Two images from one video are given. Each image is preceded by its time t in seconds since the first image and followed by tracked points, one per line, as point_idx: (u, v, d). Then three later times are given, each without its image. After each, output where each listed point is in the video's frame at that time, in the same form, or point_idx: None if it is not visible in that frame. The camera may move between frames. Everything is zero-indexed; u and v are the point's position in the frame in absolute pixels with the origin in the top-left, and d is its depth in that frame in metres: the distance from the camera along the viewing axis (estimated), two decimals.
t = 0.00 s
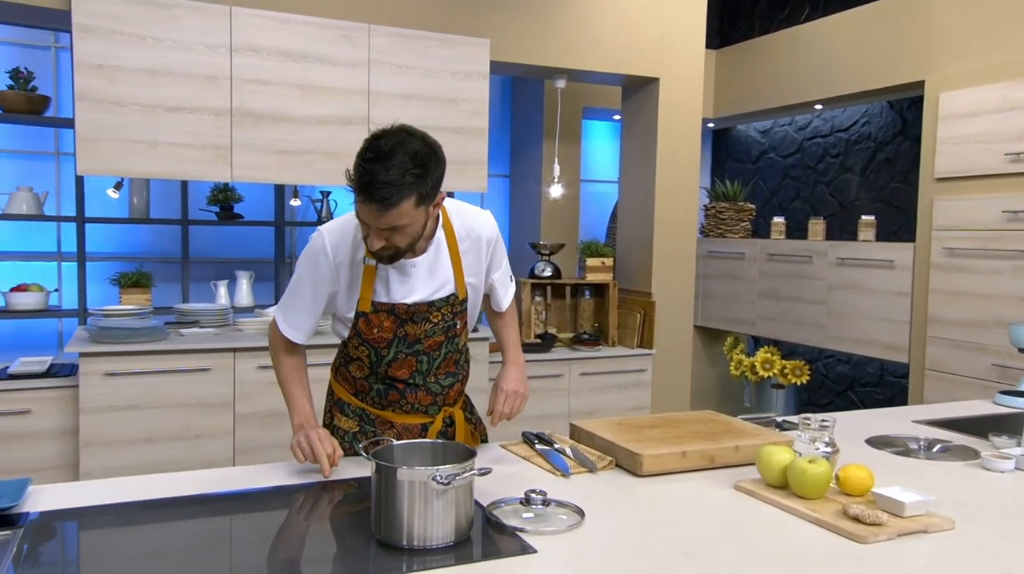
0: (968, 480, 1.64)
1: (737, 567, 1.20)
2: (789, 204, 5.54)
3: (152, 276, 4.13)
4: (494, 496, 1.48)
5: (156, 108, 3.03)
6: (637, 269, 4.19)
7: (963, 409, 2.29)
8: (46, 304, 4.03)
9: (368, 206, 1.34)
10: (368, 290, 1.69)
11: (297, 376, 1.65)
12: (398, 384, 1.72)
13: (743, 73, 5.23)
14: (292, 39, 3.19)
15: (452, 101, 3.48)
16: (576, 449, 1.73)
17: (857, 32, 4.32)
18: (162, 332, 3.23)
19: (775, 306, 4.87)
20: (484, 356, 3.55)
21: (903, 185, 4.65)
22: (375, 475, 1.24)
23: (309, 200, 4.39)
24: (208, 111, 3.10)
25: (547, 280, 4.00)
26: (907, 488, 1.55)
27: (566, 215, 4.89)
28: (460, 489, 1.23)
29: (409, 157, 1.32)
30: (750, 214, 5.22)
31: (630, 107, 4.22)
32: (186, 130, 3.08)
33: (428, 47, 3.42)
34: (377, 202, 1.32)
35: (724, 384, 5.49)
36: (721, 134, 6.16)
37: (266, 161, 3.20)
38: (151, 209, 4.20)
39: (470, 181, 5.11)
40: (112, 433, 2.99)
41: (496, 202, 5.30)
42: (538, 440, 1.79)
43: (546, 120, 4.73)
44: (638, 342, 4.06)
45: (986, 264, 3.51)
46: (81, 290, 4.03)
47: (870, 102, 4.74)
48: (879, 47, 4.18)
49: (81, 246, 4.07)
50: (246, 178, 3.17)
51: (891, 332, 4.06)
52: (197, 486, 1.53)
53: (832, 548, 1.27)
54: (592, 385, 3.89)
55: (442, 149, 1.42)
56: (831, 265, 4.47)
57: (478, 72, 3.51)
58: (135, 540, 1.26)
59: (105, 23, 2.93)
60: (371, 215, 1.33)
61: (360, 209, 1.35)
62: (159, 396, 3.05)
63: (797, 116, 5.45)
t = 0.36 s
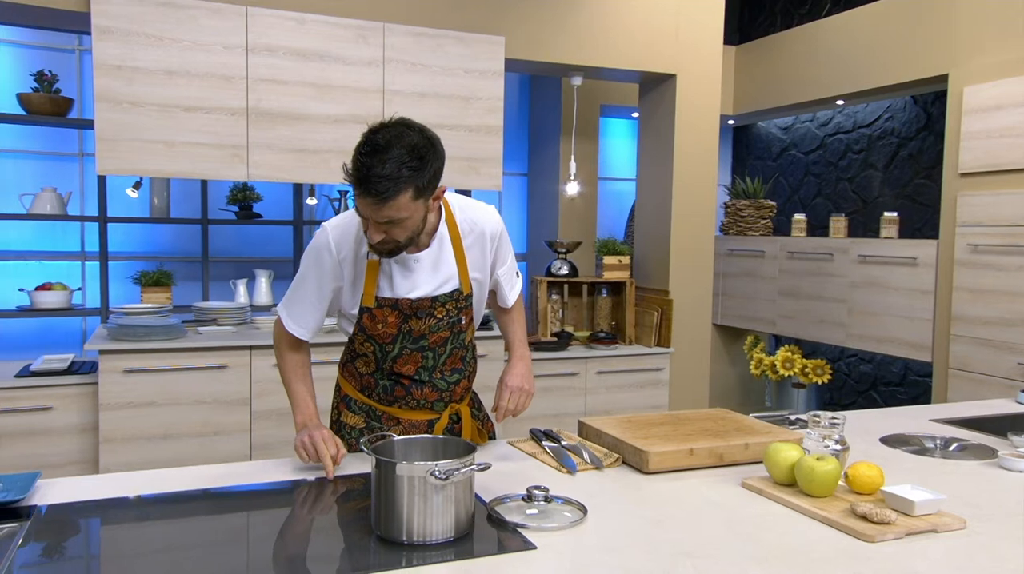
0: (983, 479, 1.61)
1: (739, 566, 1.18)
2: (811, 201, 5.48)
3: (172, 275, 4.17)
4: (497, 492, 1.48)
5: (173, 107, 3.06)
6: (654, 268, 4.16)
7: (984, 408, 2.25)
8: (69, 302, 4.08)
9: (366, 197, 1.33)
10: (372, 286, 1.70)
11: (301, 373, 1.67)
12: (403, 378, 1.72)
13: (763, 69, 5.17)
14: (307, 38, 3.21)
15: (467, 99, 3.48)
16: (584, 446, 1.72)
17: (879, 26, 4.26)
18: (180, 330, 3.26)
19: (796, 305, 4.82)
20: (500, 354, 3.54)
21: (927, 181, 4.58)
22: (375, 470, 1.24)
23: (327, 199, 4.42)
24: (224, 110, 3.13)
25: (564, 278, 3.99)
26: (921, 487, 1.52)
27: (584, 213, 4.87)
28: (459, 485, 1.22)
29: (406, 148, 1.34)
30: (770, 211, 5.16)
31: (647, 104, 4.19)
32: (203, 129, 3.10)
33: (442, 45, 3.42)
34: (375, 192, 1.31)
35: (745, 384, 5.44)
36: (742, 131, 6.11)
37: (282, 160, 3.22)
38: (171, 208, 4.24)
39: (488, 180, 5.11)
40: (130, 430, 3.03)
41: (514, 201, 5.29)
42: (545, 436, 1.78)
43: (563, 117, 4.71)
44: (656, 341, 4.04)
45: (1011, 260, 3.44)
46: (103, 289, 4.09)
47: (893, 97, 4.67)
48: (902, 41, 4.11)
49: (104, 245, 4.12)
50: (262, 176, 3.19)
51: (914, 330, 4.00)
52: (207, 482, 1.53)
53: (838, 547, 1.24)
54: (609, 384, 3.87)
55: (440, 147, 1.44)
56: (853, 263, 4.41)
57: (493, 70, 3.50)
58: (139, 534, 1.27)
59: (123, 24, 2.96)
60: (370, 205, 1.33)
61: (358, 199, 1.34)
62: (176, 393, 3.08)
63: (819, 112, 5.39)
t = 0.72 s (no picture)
0: (1002, 481, 1.57)
1: (744, 565, 1.16)
2: (836, 199, 5.41)
3: (196, 275, 4.22)
4: (503, 490, 1.47)
5: (194, 109, 3.10)
6: (675, 267, 4.13)
7: (1007, 409, 2.20)
8: (97, 302, 4.15)
9: (385, 149, 1.40)
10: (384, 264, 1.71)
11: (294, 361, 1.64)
12: (413, 367, 1.73)
13: (788, 66, 5.11)
14: (326, 40, 3.24)
15: (485, 99, 3.48)
16: (593, 445, 1.71)
17: (905, 21, 4.19)
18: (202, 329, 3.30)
19: (821, 304, 4.76)
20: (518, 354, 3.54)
21: (955, 179, 4.50)
22: (377, 466, 1.24)
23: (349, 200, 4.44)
24: (244, 112, 3.16)
25: (584, 278, 3.98)
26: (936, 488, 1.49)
27: (604, 212, 4.86)
28: (461, 481, 1.22)
29: (424, 103, 1.40)
30: (794, 210, 5.10)
31: (668, 102, 4.17)
32: (223, 131, 3.14)
33: (461, 44, 3.43)
34: (392, 142, 1.38)
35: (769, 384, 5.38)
36: (767, 129, 6.05)
37: (301, 160, 3.24)
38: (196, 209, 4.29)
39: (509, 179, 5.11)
40: (152, 428, 3.07)
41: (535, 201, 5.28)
42: (555, 435, 1.77)
43: (584, 117, 4.70)
44: (676, 340, 4.01)
45: None
46: (130, 289, 4.16)
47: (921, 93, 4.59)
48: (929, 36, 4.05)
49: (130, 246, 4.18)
50: (281, 177, 3.22)
51: (942, 330, 3.93)
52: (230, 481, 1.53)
53: (846, 547, 1.22)
54: (629, 384, 3.85)
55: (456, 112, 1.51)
56: (878, 262, 4.34)
57: (511, 70, 3.51)
58: (162, 531, 1.27)
59: (146, 28, 3.01)
60: (388, 156, 1.39)
61: (377, 152, 1.41)
62: (197, 392, 3.12)
63: (844, 109, 5.32)
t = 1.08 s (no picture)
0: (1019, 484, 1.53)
1: (746, 566, 1.15)
2: (861, 198, 5.33)
3: (219, 276, 4.27)
4: (507, 488, 1.47)
5: (214, 111, 3.13)
6: (695, 267, 4.10)
7: None
8: (121, 302, 4.21)
9: (436, 108, 1.64)
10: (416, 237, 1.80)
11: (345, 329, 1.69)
12: (436, 336, 1.80)
13: (811, 64, 5.05)
14: (344, 41, 3.26)
15: (502, 98, 3.48)
16: (601, 444, 1.70)
17: (931, 16, 4.11)
18: (221, 328, 3.34)
19: (844, 305, 4.69)
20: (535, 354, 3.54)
21: (983, 177, 4.41)
22: (378, 463, 1.24)
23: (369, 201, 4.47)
24: (263, 113, 3.19)
25: (602, 278, 3.96)
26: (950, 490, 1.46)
27: (623, 212, 4.84)
28: (461, 479, 1.22)
29: (467, 79, 1.68)
30: (818, 209, 5.03)
31: (688, 100, 4.13)
32: (242, 132, 3.17)
33: (478, 45, 3.44)
34: (446, 99, 1.63)
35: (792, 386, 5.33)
36: (790, 127, 5.99)
37: (318, 161, 3.27)
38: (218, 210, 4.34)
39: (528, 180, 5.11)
40: (173, 426, 3.11)
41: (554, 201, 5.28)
42: (565, 434, 1.77)
43: (603, 116, 4.69)
44: (696, 341, 3.98)
45: None
46: (154, 289, 4.22)
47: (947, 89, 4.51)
48: (955, 31, 3.97)
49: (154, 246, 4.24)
50: (299, 178, 3.25)
51: (969, 331, 3.85)
52: (250, 480, 1.54)
53: (852, 548, 1.20)
54: (647, 384, 3.83)
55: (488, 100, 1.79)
56: (903, 261, 4.27)
57: (528, 69, 3.50)
58: (181, 528, 1.27)
59: (166, 31, 3.05)
60: (442, 113, 1.63)
61: (429, 112, 1.65)
62: (217, 390, 3.16)
63: (869, 107, 5.24)
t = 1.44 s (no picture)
0: None
1: (747, 563, 1.14)
2: (886, 196, 5.25)
3: (240, 274, 4.30)
4: (510, 484, 1.46)
5: (233, 110, 3.16)
6: (714, 266, 4.06)
7: None
8: (145, 299, 4.27)
9: (514, 110, 1.90)
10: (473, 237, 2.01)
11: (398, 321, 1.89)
12: (493, 326, 2.03)
13: (835, 60, 4.98)
14: (361, 40, 3.27)
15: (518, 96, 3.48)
16: (609, 441, 1.69)
17: (958, 10, 4.04)
18: (240, 325, 3.37)
19: (868, 304, 4.63)
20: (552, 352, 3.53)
21: (1013, 174, 4.32)
22: (378, 457, 1.24)
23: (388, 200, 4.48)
24: (280, 112, 3.21)
25: (621, 277, 3.94)
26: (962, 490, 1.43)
27: (643, 211, 4.81)
28: (461, 473, 1.22)
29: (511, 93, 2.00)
30: (841, 208, 4.96)
31: (707, 97, 4.09)
32: (260, 131, 3.20)
33: (495, 42, 3.43)
34: (514, 100, 1.90)
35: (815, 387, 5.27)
36: (814, 125, 5.91)
37: (335, 159, 3.28)
38: (239, 209, 4.37)
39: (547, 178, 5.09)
40: (191, 422, 3.14)
41: (574, 199, 5.25)
42: (572, 431, 1.75)
43: (623, 114, 4.66)
44: (715, 340, 3.94)
45: None
46: (177, 287, 4.27)
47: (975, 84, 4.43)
48: (982, 25, 3.89)
49: (177, 245, 4.28)
50: (317, 176, 3.27)
51: (996, 331, 3.78)
52: (269, 475, 1.54)
53: (857, 546, 1.18)
54: (666, 384, 3.80)
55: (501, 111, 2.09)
56: (928, 260, 4.19)
57: (545, 67, 3.50)
58: (196, 522, 1.28)
59: (186, 31, 3.08)
60: (522, 112, 1.90)
61: (508, 113, 1.90)
62: (235, 387, 3.18)
63: (895, 103, 5.16)
